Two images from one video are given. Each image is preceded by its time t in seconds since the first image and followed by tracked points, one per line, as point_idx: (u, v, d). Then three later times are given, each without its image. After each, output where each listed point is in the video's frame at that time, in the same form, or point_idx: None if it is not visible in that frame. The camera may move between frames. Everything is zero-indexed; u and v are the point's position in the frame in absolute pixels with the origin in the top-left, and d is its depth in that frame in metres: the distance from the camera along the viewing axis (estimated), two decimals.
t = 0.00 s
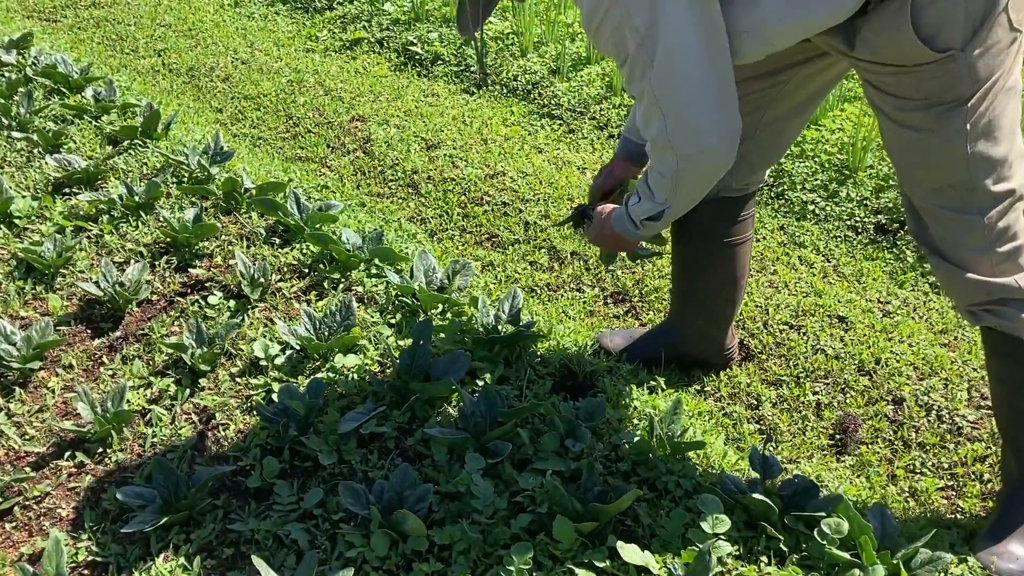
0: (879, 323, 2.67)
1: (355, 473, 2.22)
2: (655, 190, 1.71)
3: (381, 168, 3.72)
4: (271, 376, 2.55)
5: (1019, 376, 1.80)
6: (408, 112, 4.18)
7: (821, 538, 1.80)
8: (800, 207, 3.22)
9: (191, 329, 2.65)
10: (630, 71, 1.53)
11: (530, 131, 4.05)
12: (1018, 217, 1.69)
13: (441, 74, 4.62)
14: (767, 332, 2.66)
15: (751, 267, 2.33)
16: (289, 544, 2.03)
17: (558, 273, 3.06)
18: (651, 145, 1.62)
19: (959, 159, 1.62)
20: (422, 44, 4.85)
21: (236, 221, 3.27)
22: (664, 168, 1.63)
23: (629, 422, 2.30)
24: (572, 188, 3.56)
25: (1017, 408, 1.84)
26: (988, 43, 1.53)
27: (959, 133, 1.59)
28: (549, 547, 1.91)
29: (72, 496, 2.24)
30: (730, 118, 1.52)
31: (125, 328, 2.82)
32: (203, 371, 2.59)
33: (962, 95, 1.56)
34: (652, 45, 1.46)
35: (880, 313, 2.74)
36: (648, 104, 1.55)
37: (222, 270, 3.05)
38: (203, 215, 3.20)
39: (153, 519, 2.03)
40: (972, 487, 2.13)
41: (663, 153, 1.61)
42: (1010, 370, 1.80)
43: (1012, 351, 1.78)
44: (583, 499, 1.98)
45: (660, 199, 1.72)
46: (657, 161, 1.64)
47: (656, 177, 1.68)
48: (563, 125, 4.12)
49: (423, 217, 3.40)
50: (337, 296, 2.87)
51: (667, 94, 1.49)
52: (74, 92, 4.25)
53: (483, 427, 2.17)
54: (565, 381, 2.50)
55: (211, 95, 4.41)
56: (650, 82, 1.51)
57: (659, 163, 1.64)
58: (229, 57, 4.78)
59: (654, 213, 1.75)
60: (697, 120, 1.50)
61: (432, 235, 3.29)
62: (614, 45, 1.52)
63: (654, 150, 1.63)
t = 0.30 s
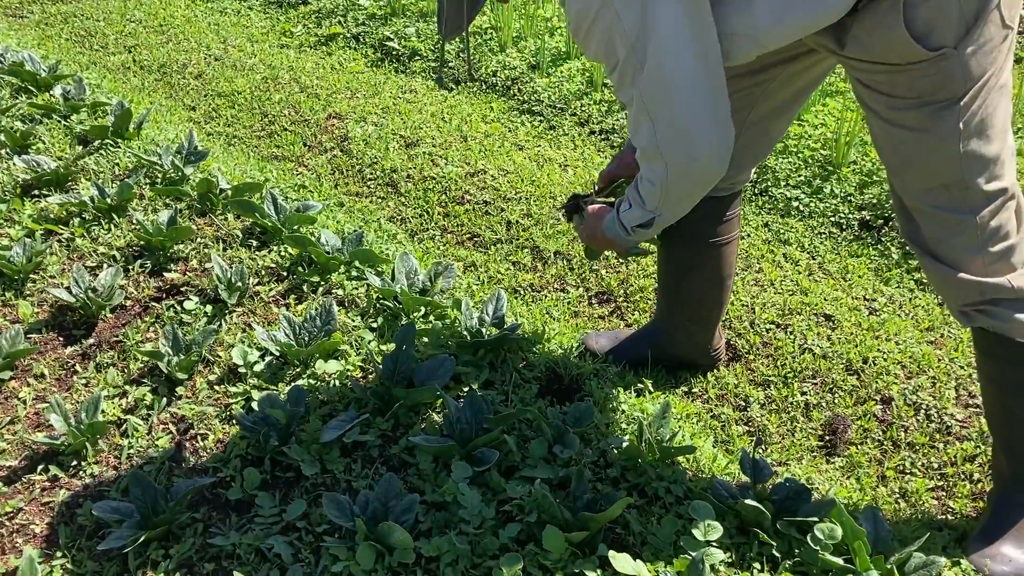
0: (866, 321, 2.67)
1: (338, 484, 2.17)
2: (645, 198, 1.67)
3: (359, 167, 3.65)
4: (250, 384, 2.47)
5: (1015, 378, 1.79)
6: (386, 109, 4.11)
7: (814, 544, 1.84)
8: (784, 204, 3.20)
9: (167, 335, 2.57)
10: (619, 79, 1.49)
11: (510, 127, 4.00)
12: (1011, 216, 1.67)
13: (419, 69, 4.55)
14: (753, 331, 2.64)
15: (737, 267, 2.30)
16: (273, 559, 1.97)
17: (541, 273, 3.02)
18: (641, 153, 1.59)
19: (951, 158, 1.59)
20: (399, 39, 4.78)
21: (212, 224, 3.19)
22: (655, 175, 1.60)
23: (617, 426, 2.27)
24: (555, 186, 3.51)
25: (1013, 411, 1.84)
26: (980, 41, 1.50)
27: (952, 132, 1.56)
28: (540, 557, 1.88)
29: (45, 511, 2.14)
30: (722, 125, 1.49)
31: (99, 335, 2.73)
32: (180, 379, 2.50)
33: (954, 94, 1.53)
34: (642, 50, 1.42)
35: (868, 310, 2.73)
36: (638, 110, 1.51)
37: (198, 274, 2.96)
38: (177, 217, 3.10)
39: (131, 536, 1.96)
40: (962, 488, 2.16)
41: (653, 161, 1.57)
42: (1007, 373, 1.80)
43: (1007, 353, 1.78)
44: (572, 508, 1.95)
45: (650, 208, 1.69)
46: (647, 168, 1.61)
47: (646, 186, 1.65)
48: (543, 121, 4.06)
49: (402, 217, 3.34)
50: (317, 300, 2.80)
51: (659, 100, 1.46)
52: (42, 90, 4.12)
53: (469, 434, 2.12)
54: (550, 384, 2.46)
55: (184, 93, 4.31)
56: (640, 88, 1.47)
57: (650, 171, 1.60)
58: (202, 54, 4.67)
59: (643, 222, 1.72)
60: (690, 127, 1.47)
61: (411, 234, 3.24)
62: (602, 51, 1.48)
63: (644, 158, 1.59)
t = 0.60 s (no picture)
0: (850, 318, 2.67)
1: (321, 486, 2.14)
2: (625, 198, 1.66)
3: (341, 164, 3.62)
4: (231, 386, 2.44)
5: (999, 377, 1.80)
6: (368, 105, 4.07)
7: (799, 544, 1.84)
8: (768, 200, 3.20)
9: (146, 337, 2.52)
10: (600, 79, 1.48)
11: (493, 123, 3.97)
12: (993, 215, 1.67)
13: (401, 65, 4.51)
14: (738, 329, 2.64)
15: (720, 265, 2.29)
16: (254, 563, 1.95)
17: (525, 271, 3.00)
18: (620, 153, 1.58)
19: (933, 158, 1.59)
20: (381, 34, 4.73)
21: (192, 222, 3.14)
22: (635, 176, 1.58)
23: (602, 426, 2.27)
24: (538, 182, 3.49)
25: (996, 409, 1.86)
26: (963, 40, 1.50)
27: (935, 131, 1.56)
28: (524, 559, 1.87)
29: (23, 517, 2.10)
30: (702, 127, 1.48)
31: (77, 336, 2.68)
32: (160, 381, 2.46)
33: (936, 93, 1.53)
34: (622, 51, 1.40)
35: (851, 307, 2.73)
36: (618, 112, 1.50)
37: (178, 274, 2.92)
38: (156, 216, 3.06)
39: (110, 541, 1.93)
40: (946, 485, 2.17)
41: (633, 163, 1.56)
42: (990, 371, 1.81)
43: (990, 352, 1.79)
44: (557, 510, 1.95)
45: (630, 208, 1.68)
46: (627, 169, 1.59)
47: (625, 187, 1.64)
48: (526, 117, 4.03)
49: (385, 214, 3.31)
50: (299, 300, 2.77)
51: (639, 103, 1.44)
52: (18, 86, 4.04)
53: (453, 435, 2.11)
54: (535, 384, 2.45)
55: (163, 89, 4.26)
56: (620, 90, 1.45)
57: (629, 171, 1.59)
58: (182, 49, 4.61)
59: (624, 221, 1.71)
60: (670, 129, 1.46)
61: (394, 232, 3.22)
62: (582, 51, 1.46)
63: (624, 159, 1.58)
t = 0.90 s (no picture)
0: (838, 309, 2.68)
1: (308, 478, 2.13)
2: (630, 191, 1.65)
3: (329, 155, 3.59)
4: (218, 377, 2.42)
5: (986, 368, 1.81)
6: (356, 96, 4.04)
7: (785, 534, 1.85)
8: (757, 192, 3.20)
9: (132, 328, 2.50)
10: (594, 73, 1.49)
11: (483, 115, 3.95)
12: (980, 205, 1.67)
13: (391, 56, 4.48)
14: (726, 320, 2.65)
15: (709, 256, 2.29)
16: (241, 554, 1.94)
17: (514, 263, 2.99)
18: (623, 147, 1.57)
19: (921, 148, 1.59)
20: (370, 25, 4.70)
21: (179, 213, 3.11)
22: (638, 170, 1.58)
23: (591, 417, 2.27)
24: (528, 174, 3.48)
25: (983, 399, 1.87)
26: (949, 30, 1.50)
27: (922, 122, 1.56)
28: (511, 550, 1.87)
29: (7, 509, 2.08)
30: (701, 117, 1.45)
31: (63, 328, 2.65)
32: (147, 372, 2.44)
33: (924, 83, 1.53)
34: (614, 45, 1.41)
35: (840, 298, 2.74)
36: (615, 105, 1.50)
37: (165, 265, 2.89)
38: (143, 207, 3.03)
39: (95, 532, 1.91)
40: (932, 475, 2.18)
41: (635, 156, 1.55)
42: (978, 362, 1.82)
43: (977, 343, 1.79)
44: (544, 500, 1.95)
45: (635, 202, 1.67)
46: (630, 163, 1.59)
47: (630, 180, 1.63)
48: (515, 109, 4.02)
49: (374, 206, 3.30)
50: (286, 291, 2.75)
51: (634, 96, 1.44)
52: (3, 77, 3.99)
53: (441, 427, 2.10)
54: (523, 375, 2.45)
55: (150, 80, 4.22)
56: (616, 83, 1.46)
57: (633, 165, 1.58)
58: (170, 40, 4.57)
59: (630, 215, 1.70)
60: (666, 121, 1.44)
61: (383, 223, 3.20)
62: (577, 45, 1.48)
63: (627, 153, 1.57)
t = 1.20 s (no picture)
0: (833, 299, 2.68)
1: (303, 464, 2.14)
2: (622, 175, 1.64)
3: (326, 144, 3.59)
4: (213, 364, 2.41)
5: (978, 354, 1.81)
6: (354, 85, 4.03)
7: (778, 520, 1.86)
8: (753, 182, 3.20)
9: (128, 315, 2.49)
10: (589, 55, 1.49)
11: (480, 104, 3.94)
12: (973, 192, 1.67)
13: (388, 46, 4.47)
14: (721, 309, 2.65)
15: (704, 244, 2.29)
16: (236, 539, 1.94)
17: (511, 252, 2.99)
18: (618, 129, 1.55)
19: (914, 134, 1.58)
20: (367, 14, 4.68)
21: (175, 201, 3.10)
22: (633, 153, 1.56)
23: (585, 405, 2.27)
24: (525, 163, 3.47)
25: (975, 386, 1.87)
26: (943, 16, 1.50)
27: (914, 108, 1.56)
28: (504, 535, 1.88)
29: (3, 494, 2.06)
30: (696, 99, 1.45)
31: (59, 315, 2.63)
32: (142, 359, 2.43)
33: (917, 69, 1.53)
34: (612, 25, 1.41)
35: (835, 288, 2.74)
36: (612, 86, 1.49)
37: (161, 252, 2.88)
38: (139, 195, 3.01)
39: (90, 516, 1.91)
40: (925, 463, 2.19)
41: (631, 138, 1.53)
42: (970, 349, 1.82)
43: (968, 329, 1.80)
44: (538, 486, 1.96)
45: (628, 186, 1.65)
46: (624, 147, 1.58)
47: (623, 164, 1.61)
48: (512, 98, 4.01)
49: (370, 195, 3.29)
50: (282, 279, 2.75)
51: (633, 75, 1.43)
52: None
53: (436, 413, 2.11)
54: (518, 363, 2.45)
55: (146, 69, 4.20)
56: (614, 63, 1.45)
57: (628, 148, 1.56)
58: (167, 29, 4.55)
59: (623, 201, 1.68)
60: (661, 102, 1.44)
61: (379, 212, 3.19)
62: (573, 25, 1.47)
63: (622, 136, 1.56)
